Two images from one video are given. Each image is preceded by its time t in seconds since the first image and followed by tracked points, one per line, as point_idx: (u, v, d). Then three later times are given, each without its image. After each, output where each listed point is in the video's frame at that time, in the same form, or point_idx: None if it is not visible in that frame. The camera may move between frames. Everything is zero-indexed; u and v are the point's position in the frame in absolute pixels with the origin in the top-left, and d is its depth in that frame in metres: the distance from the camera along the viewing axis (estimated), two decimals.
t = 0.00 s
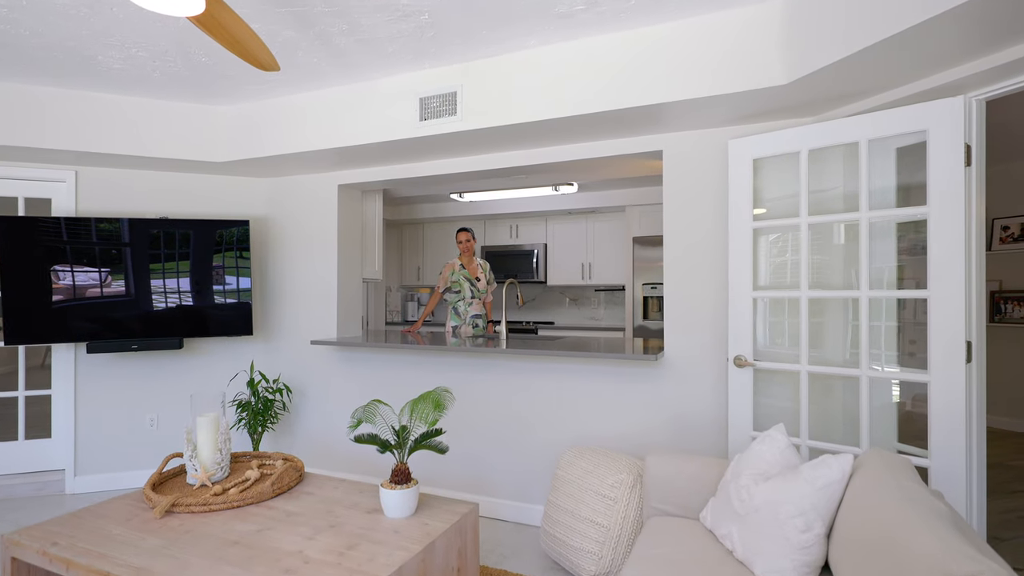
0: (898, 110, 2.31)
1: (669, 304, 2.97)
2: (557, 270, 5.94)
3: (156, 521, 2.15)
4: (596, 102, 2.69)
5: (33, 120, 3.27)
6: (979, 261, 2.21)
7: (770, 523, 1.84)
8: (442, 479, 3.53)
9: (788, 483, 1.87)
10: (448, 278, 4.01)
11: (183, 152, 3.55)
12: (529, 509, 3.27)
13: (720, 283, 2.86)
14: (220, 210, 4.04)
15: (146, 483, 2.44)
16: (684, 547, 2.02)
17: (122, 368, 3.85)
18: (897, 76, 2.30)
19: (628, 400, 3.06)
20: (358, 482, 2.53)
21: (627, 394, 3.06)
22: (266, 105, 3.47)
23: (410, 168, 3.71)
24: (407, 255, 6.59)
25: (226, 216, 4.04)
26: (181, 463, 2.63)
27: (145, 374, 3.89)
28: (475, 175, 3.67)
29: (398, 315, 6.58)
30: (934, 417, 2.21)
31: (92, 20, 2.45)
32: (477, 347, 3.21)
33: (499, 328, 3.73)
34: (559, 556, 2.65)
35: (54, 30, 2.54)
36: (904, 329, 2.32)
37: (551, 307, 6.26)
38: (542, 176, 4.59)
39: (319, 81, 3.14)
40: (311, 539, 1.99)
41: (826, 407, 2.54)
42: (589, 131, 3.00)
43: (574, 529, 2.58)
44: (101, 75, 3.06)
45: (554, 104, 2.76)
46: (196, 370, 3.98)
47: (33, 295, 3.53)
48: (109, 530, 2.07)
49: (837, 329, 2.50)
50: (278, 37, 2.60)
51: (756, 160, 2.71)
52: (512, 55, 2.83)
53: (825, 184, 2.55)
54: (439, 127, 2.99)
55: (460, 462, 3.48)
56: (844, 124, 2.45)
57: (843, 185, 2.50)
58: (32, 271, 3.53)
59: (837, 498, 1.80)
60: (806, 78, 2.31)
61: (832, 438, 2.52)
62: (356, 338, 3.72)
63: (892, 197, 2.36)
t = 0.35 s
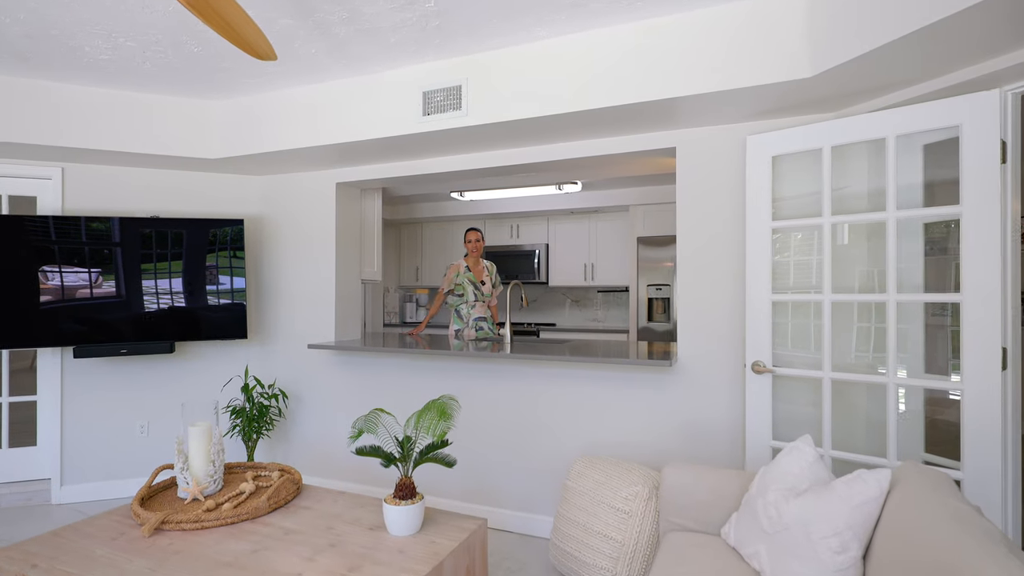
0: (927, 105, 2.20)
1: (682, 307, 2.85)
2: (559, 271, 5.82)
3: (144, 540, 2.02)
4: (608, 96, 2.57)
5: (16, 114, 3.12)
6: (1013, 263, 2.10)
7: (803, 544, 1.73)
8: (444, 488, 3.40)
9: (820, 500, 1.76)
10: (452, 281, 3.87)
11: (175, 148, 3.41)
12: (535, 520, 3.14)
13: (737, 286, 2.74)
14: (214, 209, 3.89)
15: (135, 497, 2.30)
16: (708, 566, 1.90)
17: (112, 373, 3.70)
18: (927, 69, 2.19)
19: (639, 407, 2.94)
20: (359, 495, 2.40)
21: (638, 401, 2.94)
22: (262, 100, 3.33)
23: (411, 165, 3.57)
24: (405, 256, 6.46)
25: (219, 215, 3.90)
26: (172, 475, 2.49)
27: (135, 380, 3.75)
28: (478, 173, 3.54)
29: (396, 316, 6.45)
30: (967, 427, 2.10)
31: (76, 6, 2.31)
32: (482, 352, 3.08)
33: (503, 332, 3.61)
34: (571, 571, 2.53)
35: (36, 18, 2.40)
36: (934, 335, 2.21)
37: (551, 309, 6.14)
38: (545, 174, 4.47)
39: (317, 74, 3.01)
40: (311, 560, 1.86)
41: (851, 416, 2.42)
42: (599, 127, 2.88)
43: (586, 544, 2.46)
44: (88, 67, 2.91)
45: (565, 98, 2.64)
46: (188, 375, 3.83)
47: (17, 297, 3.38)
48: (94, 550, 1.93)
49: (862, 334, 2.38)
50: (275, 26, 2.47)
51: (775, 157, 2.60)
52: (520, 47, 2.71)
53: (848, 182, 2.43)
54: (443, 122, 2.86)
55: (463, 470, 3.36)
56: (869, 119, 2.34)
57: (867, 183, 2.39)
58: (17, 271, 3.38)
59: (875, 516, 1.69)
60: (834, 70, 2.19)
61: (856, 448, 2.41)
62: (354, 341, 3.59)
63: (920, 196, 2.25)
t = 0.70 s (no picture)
0: (953, 98, 2.10)
1: (693, 310, 2.75)
2: (558, 271, 5.70)
3: (125, 561, 1.88)
4: (619, 89, 2.46)
5: None
6: None
7: (834, 565, 1.62)
8: (444, 498, 3.27)
9: (852, 517, 1.65)
10: (454, 281, 3.76)
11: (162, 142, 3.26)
12: (539, 531, 3.02)
13: (750, 288, 2.64)
14: (203, 207, 3.75)
15: (117, 513, 2.16)
16: None
17: (95, 378, 3.54)
18: (953, 62, 2.10)
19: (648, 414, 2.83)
20: (356, 509, 2.27)
21: (647, 407, 2.83)
22: (253, 93, 3.19)
23: (408, 162, 3.44)
24: (400, 256, 6.32)
25: (209, 213, 3.75)
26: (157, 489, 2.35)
27: (120, 385, 3.59)
28: (478, 170, 3.42)
29: (391, 317, 6.31)
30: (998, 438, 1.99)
31: None
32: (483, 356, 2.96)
33: (505, 333, 3.47)
34: None
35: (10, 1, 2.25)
36: (960, 339, 2.10)
37: (550, 310, 6.03)
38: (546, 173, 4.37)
39: (311, 65, 2.87)
40: None
41: (871, 423, 2.32)
42: (607, 122, 2.76)
43: (595, 558, 2.35)
44: (68, 56, 2.76)
45: (572, 93, 2.53)
46: (175, 380, 3.68)
47: None
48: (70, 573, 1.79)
49: (883, 339, 2.28)
50: (267, 13, 2.34)
51: (791, 153, 2.50)
52: (525, 36, 2.60)
53: (868, 180, 2.34)
54: (444, 116, 2.74)
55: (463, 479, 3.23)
56: (890, 114, 2.25)
57: (888, 180, 2.29)
58: None
59: (911, 535, 1.58)
60: (856, 63, 2.09)
61: (877, 457, 2.31)
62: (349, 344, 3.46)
63: (945, 193, 2.15)
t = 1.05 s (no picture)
0: (979, 90, 2.00)
1: (702, 312, 2.64)
2: (554, 272, 5.58)
3: None
4: (627, 81, 2.34)
5: None
6: None
7: None
8: (440, 508, 3.13)
9: (886, 536, 1.54)
10: (454, 281, 3.62)
11: (143, 135, 3.09)
12: (540, 543, 2.89)
13: (762, 289, 2.53)
14: (187, 205, 3.58)
15: (90, 532, 2.00)
16: None
17: (72, 383, 3.36)
18: (979, 53, 2.00)
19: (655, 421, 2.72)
20: (349, 526, 2.13)
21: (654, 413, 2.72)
22: (240, 84, 3.03)
23: (403, 158, 3.29)
24: (393, 256, 6.17)
25: (194, 210, 3.59)
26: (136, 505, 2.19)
27: (98, 391, 3.41)
28: (476, 167, 3.28)
29: (383, 318, 6.18)
30: None
31: None
32: (482, 361, 2.83)
33: (505, 335, 3.34)
34: None
35: None
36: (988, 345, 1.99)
37: (546, 311, 5.91)
38: (543, 170, 4.25)
39: (302, 55, 2.73)
40: None
41: (892, 432, 2.21)
42: (613, 116, 2.64)
43: None
44: (40, 42, 2.60)
45: (577, 85, 2.40)
46: (158, 385, 3.51)
47: None
48: None
49: (903, 343, 2.18)
50: None
51: (806, 149, 2.40)
52: (528, 25, 2.47)
53: (886, 177, 2.24)
54: (442, 109, 2.60)
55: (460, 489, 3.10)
56: (912, 107, 2.15)
57: (909, 177, 2.19)
58: None
59: (950, 556, 1.47)
60: (880, 54, 1.99)
61: (898, 467, 2.20)
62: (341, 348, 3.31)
63: (971, 190, 2.04)
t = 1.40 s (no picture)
0: (1006, 84, 1.90)
1: (712, 316, 2.52)
2: (551, 273, 5.46)
3: None
4: (636, 73, 2.21)
5: None
6: None
7: None
8: (435, 521, 3.00)
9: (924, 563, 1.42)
10: (463, 284, 3.63)
11: (122, 129, 2.92)
12: (540, 558, 2.77)
13: (776, 292, 2.42)
14: (170, 203, 3.41)
15: (58, 559, 1.84)
16: None
17: (46, 391, 3.18)
18: (1007, 44, 1.89)
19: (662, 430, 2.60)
20: (341, 547, 1.99)
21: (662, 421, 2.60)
22: (224, 75, 2.87)
23: (397, 154, 3.14)
24: (384, 257, 6.02)
25: (177, 209, 3.42)
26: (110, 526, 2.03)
27: (75, 399, 3.24)
28: (473, 165, 3.15)
29: (374, 320, 6.04)
30: None
31: None
32: (481, 367, 2.69)
33: (504, 340, 3.21)
34: None
35: None
36: (1018, 352, 1.88)
37: (541, 313, 5.78)
38: (541, 168, 4.12)
39: (291, 44, 2.58)
40: None
41: (914, 443, 2.11)
42: (619, 111, 2.52)
43: None
44: (8, 27, 2.43)
45: (584, 77, 2.27)
46: (138, 392, 3.34)
47: None
48: None
49: (926, 350, 2.08)
50: None
51: (822, 146, 2.28)
52: (531, 13, 2.34)
53: (908, 175, 2.13)
54: (439, 102, 2.46)
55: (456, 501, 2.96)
56: (935, 102, 2.04)
57: (930, 175, 2.09)
58: None
59: None
60: (908, 44, 1.87)
61: (920, 480, 2.09)
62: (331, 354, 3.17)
63: (998, 189, 1.93)
